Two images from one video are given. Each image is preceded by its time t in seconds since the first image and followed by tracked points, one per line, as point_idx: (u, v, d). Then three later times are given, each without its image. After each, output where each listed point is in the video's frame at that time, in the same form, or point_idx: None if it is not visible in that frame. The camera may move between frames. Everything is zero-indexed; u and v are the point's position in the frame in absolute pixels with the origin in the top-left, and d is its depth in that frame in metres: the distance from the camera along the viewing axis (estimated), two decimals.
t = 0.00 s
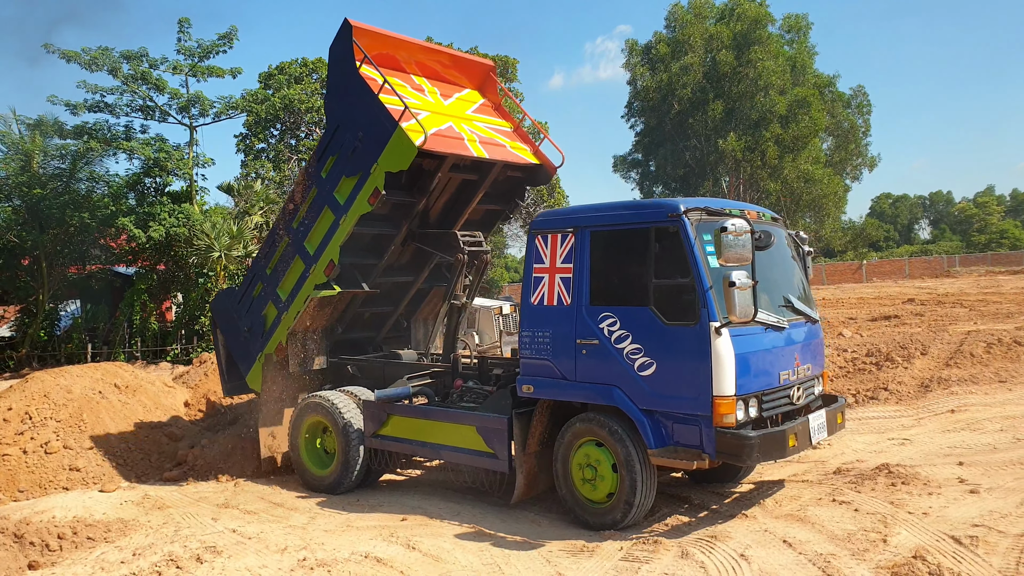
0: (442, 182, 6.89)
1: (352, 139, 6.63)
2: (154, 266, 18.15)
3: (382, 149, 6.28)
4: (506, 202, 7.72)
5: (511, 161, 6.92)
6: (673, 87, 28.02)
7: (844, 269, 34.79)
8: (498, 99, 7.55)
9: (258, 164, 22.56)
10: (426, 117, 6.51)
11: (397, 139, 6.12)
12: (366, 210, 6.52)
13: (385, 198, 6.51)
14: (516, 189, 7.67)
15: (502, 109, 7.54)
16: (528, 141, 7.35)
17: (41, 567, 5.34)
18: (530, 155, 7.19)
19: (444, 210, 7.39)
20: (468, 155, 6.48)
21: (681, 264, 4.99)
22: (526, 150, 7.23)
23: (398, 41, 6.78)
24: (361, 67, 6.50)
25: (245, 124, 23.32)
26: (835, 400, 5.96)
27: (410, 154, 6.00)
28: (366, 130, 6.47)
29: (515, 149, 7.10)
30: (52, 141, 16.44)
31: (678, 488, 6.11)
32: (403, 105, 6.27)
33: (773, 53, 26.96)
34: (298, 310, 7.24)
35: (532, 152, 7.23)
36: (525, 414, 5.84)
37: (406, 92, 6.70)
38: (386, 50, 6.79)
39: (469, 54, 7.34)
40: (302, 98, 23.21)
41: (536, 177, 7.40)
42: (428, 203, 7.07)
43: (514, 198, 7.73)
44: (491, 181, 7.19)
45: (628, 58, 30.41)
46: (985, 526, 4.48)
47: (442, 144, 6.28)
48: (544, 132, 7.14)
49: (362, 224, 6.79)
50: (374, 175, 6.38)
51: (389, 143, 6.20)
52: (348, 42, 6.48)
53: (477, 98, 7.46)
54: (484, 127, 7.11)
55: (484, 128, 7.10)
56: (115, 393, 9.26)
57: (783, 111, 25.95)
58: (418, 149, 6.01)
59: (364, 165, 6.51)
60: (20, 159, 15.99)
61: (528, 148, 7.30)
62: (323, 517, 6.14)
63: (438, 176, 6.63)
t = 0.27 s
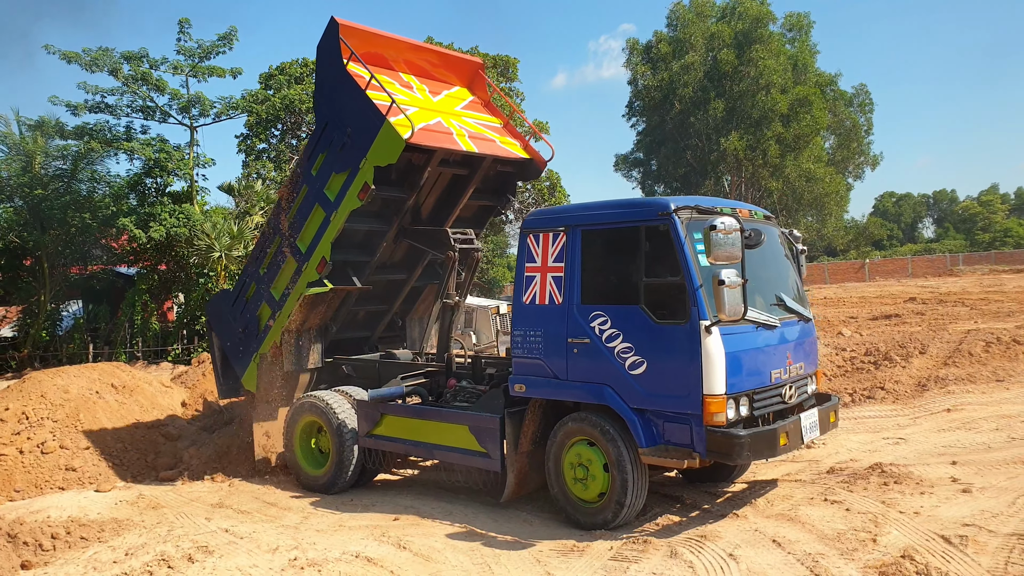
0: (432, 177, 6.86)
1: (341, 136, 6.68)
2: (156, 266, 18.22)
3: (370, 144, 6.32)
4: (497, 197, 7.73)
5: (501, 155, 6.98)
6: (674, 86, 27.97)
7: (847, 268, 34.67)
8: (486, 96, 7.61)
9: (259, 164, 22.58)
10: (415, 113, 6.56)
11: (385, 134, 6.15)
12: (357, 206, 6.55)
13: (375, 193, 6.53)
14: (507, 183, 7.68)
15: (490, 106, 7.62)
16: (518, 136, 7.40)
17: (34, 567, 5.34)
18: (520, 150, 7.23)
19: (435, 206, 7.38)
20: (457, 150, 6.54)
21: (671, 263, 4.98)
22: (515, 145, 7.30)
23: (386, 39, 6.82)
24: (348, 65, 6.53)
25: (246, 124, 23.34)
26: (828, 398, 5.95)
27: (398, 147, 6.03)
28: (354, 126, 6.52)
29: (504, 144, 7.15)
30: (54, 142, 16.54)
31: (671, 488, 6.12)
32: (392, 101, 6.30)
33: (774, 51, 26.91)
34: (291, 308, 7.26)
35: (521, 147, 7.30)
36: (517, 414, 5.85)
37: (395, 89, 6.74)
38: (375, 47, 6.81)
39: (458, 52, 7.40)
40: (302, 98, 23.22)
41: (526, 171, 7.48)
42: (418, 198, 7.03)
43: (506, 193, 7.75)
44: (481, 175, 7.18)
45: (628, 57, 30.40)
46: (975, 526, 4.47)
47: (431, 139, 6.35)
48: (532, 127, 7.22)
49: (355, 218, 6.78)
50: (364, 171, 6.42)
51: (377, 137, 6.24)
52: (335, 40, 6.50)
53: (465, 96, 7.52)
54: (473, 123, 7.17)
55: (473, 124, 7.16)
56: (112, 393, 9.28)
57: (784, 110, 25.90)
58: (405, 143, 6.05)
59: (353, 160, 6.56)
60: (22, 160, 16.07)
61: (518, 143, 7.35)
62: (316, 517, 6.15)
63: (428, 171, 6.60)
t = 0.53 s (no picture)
0: (423, 173, 6.94)
1: (332, 133, 6.76)
2: (158, 266, 18.29)
3: (361, 139, 6.40)
4: (490, 194, 7.78)
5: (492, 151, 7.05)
6: (676, 86, 27.92)
7: (850, 268, 34.56)
8: (478, 94, 7.66)
9: (261, 163, 22.62)
10: (406, 110, 6.61)
11: (375, 129, 6.22)
12: (348, 201, 6.61)
13: (366, 189, 6.59)
14: (502, 179, 7.73)
15: (482, 103, 7.65)
16: (510, 132, 7.50)
17: (28, 565, 5.33)
18: (511, 145, 7.34)
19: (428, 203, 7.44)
20: (448, 144, 6.59)
21: (662, 262, 4.98)
22: (507, 142, 7.36)
23: (376, 37, 6.85)
24: (339, 63, 6.58)
25: (248, 125, 23.36)
26: (822, 398, 5.93)
27: (388, 142, 6.09)
28: (345, 122, 6.61)
29: (495, 140, 7.24)
30: (57, 142, 16.57)
31: (664, 488, 6.12)
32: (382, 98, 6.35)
33: (776, 51, 26.82)
34: (286, 307, 7.30)
35: (513, 144, 7.36)
36: (511, 413, 5.85)
37: (386, 86, 6.79)
38: (365, 45, 6.85)
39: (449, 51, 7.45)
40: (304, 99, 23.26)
41: (518, 167, 7.52)
42: (409, 194, 7.12)
43: (498, 189, 7.79)
44: (474, 171, 7.25)
45: (630, 57, 30.38)
46: (966, 526, 4.46)
47: (423, 134, 6.39)
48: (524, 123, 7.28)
49: (347, 215, 6.84)
50: (355, 166, 6.49)
51: (367, 132, 6.31)
52: (325, 38, 6.57)
53: (457, 93, 7.57)
54: (464, 120, 7.22)
55: (465, 121, 7.21)
56: (110, 393, 9.31)
57: (787, 110, 25.85)
58: (396, 137, 6.09)
59: (344, 156, 6.63)
60: (24, 160, 16.11)
61: (510, 139, 7.44)
62: (309, 516, 6.16)
63: (418, 166, 6.67)
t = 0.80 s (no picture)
0: (417, 168, 7.10)
1: (326, 130, 6.84)
2: (161, 265, 18.32)
3: (355, 135, 6.47)
4: (486, 191, 7.94)
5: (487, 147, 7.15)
6: (679, 87, 27.87)
7: (854, 269, 34.46)
8: (472, 93, 7.78)
9: (264, 164, 22.67)
10: (400, 107, 6.73)
11: (369, 125, 6.32)
12: (344, 198, 6.67)
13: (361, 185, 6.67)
14: (497, 177, 7.90)
15: (477, 102, 7.77)
16: (505, 130, 7.57)
17: (25, 563, 5.35)
18: (506, 143, 7.44)
19: (424, 200, 7.56)
20: (442, 140, 6.69)
21: (658, 261, 4.99)
22: (501, 138, 7.46)
23: (370, 38, 7.01)
24: (333, 63, 6.73)
25: (252, 125, 23.41)
26: (819, 398, 5.92)
27: (381, 137, 6.20)
28: (339, 119, 6.69)
29: (490, 136, 7.34)
30: (61, 142, 16.63)
31: (660, 488, 6.13)
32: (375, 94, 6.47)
33: (780, 52, 26.60)
34: (285, 306, 7.33)
35: (507, 140, 7.46)
36: (507, 413, 5.86)
37: (380, 86, 6.92)
38: (359, 46, 7.00)
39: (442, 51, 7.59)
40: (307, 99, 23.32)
41: (513, 164, 7.66)
42: (405, 191, 7.25)
43: (495, 186, 7.95)
44: (469, 168, 7.39)
45: (633, 58, 30.38)
46: (958, 527, 4.46)
47: (417, 130, 6.53)
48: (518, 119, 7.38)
49: (342, 212, 6.95)
50: (350, 162, 6.55)
51: (362, 128, 6.38)
52: (318, 38, 6.72)
53: (451, 92, 7.69)
54: (458, 117, 7.33)
55: (459, 118, 7.32)
56: (110, 392, 9.36)
57: (790, 110, 25.80)
58: (388, 132, 6.21)
59: (339, 153, 6.70)
60: (29, 160, 16.18)
61: (505, 136, 7.53)
62: (306, 515, 6.18)
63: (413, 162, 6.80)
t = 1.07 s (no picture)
0: (414, 166, 7.17)
1: (323, 128, 6.97)
2: (165, 265, 18.29)
3: (351, 131, 6.59)
4: (484, 187, 8.04)
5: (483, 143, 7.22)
6: (682, 88, 27.83)
7: (858, 271, 34.38)
8: (468, 92, 7.89)
9: (267, 164, 22.73)
10: (396, 103, 6.81)
11: (364, 120, 6.42)
12: (341, 193, 6.76)
13: (358, 181, 6.76)
14: (493, 173, 8.00)
15: (472, 100, 7.87)
16: (500, 127, 7.67)
17: (26, 561, 5.38)
18: (502, 139, 7.51)
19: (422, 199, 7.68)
20: (438, 135, 6.77)
21: (656, 261, 5.00)
22: (497, 135, 7.55)
23: (365, 39, 7.12)
24: (327, 62, 6.86)
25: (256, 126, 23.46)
26: (818, 399, 5.92)
27: (376, 132, 6.28)
28: (336, 117, 6.81)
29: (486, 132, 7.42)
30: (66, 142, 16.68)
31: (659, 488, 6.15)
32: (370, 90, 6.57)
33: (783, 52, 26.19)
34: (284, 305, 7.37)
35: (503, 136, 7.56)
36: (507, 413, 5.88)
37: (376, 84, 7.02)
38: (354, 46, 7.11)
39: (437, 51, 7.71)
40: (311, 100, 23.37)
41: (509, 161, 7.76)
42: (402, 189, 7.33)
43: (492, 184, 8.07)
44: (465, 165, 7.48)
45: (635, 60, 30.38)
46: (954, 528, 4.47)
47: (412, 126, 6.56)
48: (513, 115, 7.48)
49: (339, 209, 7.04)
50: (346, 159, 6.65)
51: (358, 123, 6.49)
52: (313, 37, 6.85)
53: (447, 92, 7.80)
54: (454, 115, 7.43)
55: (455, 115, 7.41)
56: (113, 391, 9.42)
57: (794, 111, 25.77)
58: (383, 127, 6.28)
59: (336, 150, 6.81)
60: (34, 160, 16.26)
61: (501, 132, 7.63)
62: (305, 515, 6.22)
63: (410, 158, 6.88)
